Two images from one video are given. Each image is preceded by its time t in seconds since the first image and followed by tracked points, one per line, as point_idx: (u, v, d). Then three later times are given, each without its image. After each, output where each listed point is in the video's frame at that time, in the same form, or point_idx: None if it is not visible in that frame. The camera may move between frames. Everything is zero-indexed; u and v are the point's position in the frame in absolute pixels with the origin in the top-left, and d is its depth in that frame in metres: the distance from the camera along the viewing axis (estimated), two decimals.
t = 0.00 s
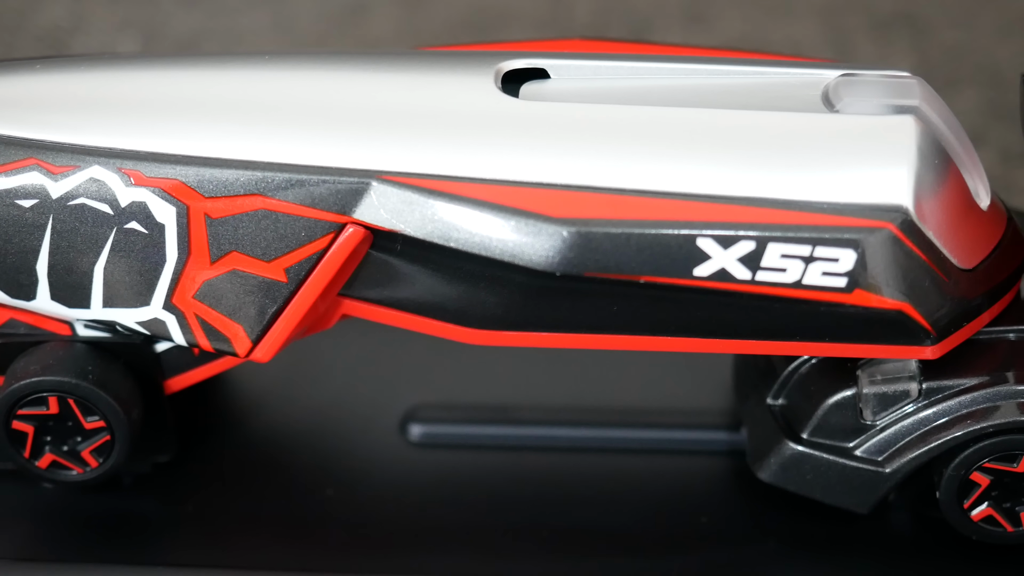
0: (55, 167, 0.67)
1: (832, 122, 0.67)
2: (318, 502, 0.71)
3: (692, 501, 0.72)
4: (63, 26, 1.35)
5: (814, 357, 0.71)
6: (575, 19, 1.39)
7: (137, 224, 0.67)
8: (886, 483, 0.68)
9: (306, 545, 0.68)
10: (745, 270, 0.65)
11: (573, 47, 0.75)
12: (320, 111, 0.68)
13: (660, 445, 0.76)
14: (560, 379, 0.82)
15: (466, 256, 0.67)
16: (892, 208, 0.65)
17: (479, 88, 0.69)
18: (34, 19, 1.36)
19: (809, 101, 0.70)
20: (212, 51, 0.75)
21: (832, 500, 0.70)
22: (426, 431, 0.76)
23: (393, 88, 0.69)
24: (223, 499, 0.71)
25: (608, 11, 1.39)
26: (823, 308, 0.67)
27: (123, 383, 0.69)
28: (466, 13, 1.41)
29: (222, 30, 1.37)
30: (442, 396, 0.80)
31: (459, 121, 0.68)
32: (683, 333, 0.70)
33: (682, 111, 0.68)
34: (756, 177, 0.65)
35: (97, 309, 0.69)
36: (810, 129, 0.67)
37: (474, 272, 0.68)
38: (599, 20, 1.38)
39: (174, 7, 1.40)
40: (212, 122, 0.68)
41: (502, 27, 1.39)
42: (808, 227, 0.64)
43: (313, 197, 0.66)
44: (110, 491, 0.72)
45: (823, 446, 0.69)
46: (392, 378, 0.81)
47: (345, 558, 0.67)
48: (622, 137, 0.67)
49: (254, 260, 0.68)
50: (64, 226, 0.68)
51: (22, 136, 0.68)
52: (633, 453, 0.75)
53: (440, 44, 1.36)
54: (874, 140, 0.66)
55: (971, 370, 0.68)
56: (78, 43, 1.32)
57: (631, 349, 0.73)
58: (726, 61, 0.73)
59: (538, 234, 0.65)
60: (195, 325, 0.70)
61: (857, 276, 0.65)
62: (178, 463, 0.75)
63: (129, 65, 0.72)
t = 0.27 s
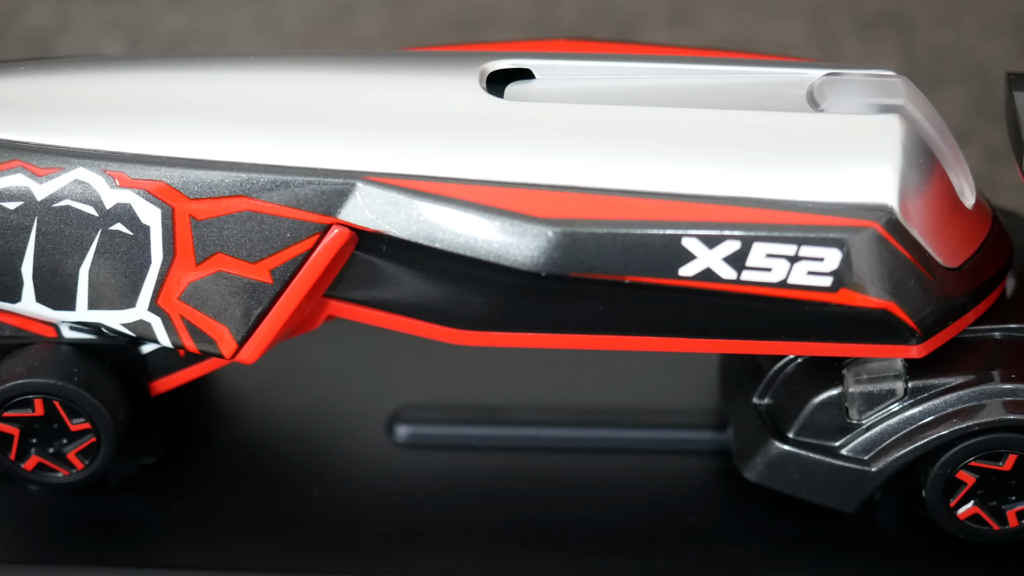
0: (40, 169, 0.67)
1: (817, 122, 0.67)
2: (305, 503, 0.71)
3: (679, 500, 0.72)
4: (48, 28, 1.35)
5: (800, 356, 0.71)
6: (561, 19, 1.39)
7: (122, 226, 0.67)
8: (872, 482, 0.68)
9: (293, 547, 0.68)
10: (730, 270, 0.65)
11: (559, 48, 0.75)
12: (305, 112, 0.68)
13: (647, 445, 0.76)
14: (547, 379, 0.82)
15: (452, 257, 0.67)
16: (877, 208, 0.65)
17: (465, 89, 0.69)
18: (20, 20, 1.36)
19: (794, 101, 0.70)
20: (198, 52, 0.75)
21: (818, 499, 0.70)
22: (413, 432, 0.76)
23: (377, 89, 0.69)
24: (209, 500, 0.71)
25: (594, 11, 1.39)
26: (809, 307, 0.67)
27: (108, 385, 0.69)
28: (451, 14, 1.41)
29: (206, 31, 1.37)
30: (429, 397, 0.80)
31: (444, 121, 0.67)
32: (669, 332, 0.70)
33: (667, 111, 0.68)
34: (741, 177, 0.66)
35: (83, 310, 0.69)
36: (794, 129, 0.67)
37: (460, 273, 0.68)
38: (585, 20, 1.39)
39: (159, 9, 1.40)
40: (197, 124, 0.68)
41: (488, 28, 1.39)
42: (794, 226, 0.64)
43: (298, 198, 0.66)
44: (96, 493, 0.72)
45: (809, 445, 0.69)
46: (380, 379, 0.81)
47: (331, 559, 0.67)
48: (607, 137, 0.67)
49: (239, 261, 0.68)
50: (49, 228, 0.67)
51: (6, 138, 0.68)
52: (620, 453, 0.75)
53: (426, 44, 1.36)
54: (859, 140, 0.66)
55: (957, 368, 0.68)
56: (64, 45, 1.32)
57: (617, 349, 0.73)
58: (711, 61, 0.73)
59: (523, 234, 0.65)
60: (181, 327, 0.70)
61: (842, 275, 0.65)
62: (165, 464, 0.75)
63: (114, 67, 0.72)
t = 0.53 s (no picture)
0: (26, 171, 0.67)
1: (802, 122, 0.67)
2: (292, 504, 0.71)
3: (666, 500, 0.72)
4: (34, 29, 1.35)
5: (787, 356, 0.71)
6: (549, 20, 1.39)
7: (108, 228, 0.67)
8: (859, 481, 0.68)
9: (280, 548, 0.68)
10: (716, 269, 0.65)
11: (544, 48, 0.75)
12: (291, 114, 0.68)
13: (635, 445, 0.76)
14: (535, 379, 0.82)
15: (438, 258, 0.67)
16: (863, 207, 0.65)
17: (450, 90, 0.69)
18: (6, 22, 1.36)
19: (779, 101, 0.70)
20: (184, 54, 0.75)
21: (805, 499, 0.70)
22: (399, 432, 0.76)
23: (363, 90, 0.69)
24: (196, 502, 0.71)
25: (581, 12, 1.39)
26: (795, 307, 0.67)
27: (95, 387, 0.69)
28: (439, 15, 1.41)
29: (193, 33, 1.37)
30: (417, 398, 0.80)
31: (431, 122, 0.68)
32: (655, 332, 0.70)
33: (652, 111, 0.68)
34: (727, 177, 0.66)
35: (69, 312, 0.69)
36: (780, 128, 0.67)
37: (446, 273, 0.68)
38: (572, 20, 1.39)
39: (146, 11, 1.40)
40: (183, 125, 0.68)
41: (475, 28, 1.39)
42: (780, 226, 0.65)
43: (284, 200, 0.66)
44: (83, 495, 0.72)
45: (796, 445, 0.69)
46: (368, 381, 0.81)
47: (318, 560, 0.67)
48: (592, 138, 0.67)
49: (226, 263, 0.67)
50: (35, 230, 0.67)
51: None
52: (607, 453, 0.75)
53: (412, 45, 1.36)
54: (845, 139, 0.66)
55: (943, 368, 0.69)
56: (49, 47, 1.32)
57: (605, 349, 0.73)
58: (697, 61, 0.73)
59: (509, 235, 0.65)
60: (167, 328, 0.69)
61: (828, 274, 0.66)
62: (152, 466, 0.74)
63: (100, 69, 0.72)
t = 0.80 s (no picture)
0: (14, 173, 0.67)
1: (790, 121, 0.67)
2: (282, 505, 0.71)
3: (656, 500, 0.72)
4: (22, 31, 1.35)
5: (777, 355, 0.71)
6: (537, 20, 1.39)
7: (96, 229, 0.67)
8: (848, 481, 0.68)
9: (270, 549, 0.67)
10: (705, 269, 0.65)
11: (533, 48, 0.76)
12: (279, 115, 0.68)
13: (625, 445, 0.76)
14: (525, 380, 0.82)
15: (427, 258, 0.67)
16: (852, 207, 0.65)
17: (439, 90, 0.69)
18: None
19: (768, 100, 0.70)
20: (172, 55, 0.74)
21: (795, 498, 0.70)
22: (389, 433, 0.76)
23: (352, 91, 0.69)
24: (186, 503, 0.71)
25: (570, 11, 1.40)
26: (784, 306, 0.67)
27: (84, 389, 0.69)
28: (427, 15, 1.42)
29: (182, 34, 1.37)
30: (408, 399, 0.80)
31: (419, 123, 0.67)
32: (645, 332, 0.70)
33: (641, 111, 0.68)
34: (716, 177, 0.66)
35: (57, 314, 0.69)
36: (768, 128, 0.67)
37: (435, 274, 0.68)
38: (561, 20, 1.39)
39: (135, 12, 1.40)
40: (171, 126, 0.67)
41: (464, 28, 1.39)
42: (768, 225, 0.65)
43: (273, 201, 0.66)
44: (73, 497, 0.72)
45: (786, 445, 0.69)
46: (359, 382, 0.81)
47: (307, 561, 0.67)
48: (581, 138, 0.67)
49: (214, 264, 0.67)
50: (24, 232, 0.67)
51: None
52: (597, 453, 0.75)
53: (400, 46, 1.36)
54: (833, 139, 0.66)
55: (932, 367, 0.69)
56: (38, 48, 1.32)
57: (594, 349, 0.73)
58: (685, 61, 0.73)
59: (498, 235, 0.65)
60: (156, 329, 0.69)
61: (817, 274, 0.66)
62: (142, 467, 0.74)
63: (88, 70, 0.72)
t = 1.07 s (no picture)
0: None
1: (775, 121, 0.67)
2: (268, 507, 0.71)
3: (642, 500, 0.72)
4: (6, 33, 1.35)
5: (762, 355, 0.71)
6: (521, 20, 1.40)
7: (81, 231, 0.67)
8: (834, 480, 0.68)
9: (256, 551, 0.67)
10: (690, 268, 0.65)
11: (518, 49, 0.75)
12: (263, 116, 0.68)
13: (611, 445, 0.76)
14: (512, 380, 0.82)
15: (412, 259, 0.67)
16: (836, 206, 0.65)
17: (423, 90, 0.69)
18: None
19: (752, 100, 0.70)
20: (156, 56, 0.74)
21: (781, 497, 0.70)
22: (375, 434, 0.76)
23: (337, 91, 0.69)
24: (172, 505, 0.71)
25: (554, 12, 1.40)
26: (769, 306, 0.67)
27: (70, 391, 0.69)
28: (411, 15, 1.42)
29: (168, 36, 1.37)
30: (395, 400, 0.80)
31: (403, 123, 0.67)
32: (630, 332, 0.70)
33: (625, 111, 0.68)
34: (700, 176, 0.66)
35: (42, 316, 0.69)
36: (752, 127, 0.67)
37: (420, 275, 0.68)
38: (545, 20, 1.39)
39: (121, 14, 1.39)
40: (155, 128, 0.67)
41: (449, 27, 1.39)
42: (752, 225, 0.65)
43: (258, 202, 0.66)
44: (58, 499, 0.72)
45: (771, 444, 0.69)
46: (346, 383, 0.81)
47: (293, 562, 0.67)
48: (565, 138, 0.67)
49: (199, 265, 0.67)
50: (7, 234, 0.67)
51: None
52: (583, 453, 0.75)
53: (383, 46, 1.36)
54: (818, 138, 0.67)
55: (917, 365, 0.69)
56: (23, 50, 1.32)
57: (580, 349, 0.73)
58: (669, 61, 0.74)
59: (482, 235, 0.65)
60: (141, 331, 0.69)
61: (802, 273, 0.66)
62: (127, 469, 0.74)
63: (72, 73, 0.72)
